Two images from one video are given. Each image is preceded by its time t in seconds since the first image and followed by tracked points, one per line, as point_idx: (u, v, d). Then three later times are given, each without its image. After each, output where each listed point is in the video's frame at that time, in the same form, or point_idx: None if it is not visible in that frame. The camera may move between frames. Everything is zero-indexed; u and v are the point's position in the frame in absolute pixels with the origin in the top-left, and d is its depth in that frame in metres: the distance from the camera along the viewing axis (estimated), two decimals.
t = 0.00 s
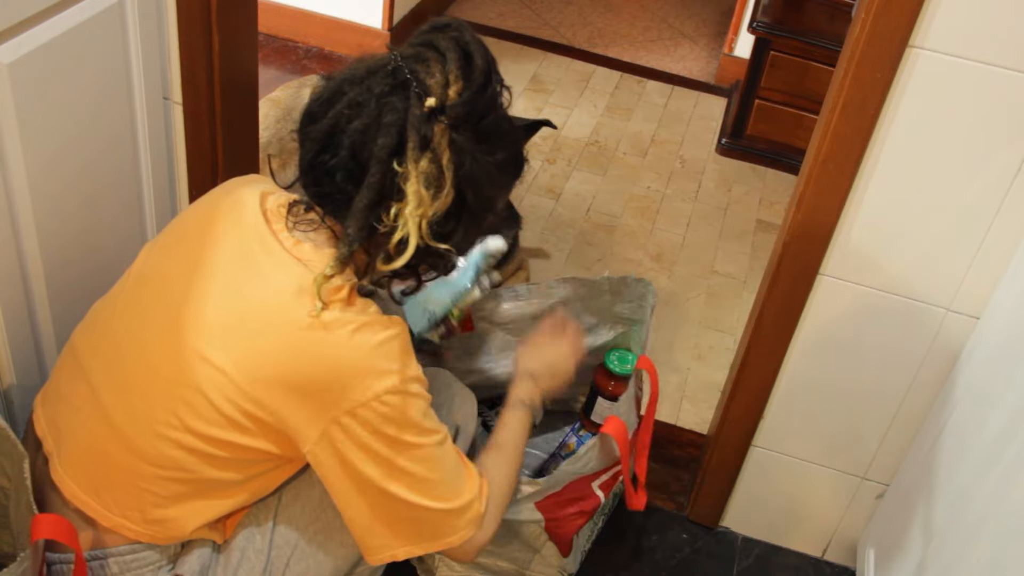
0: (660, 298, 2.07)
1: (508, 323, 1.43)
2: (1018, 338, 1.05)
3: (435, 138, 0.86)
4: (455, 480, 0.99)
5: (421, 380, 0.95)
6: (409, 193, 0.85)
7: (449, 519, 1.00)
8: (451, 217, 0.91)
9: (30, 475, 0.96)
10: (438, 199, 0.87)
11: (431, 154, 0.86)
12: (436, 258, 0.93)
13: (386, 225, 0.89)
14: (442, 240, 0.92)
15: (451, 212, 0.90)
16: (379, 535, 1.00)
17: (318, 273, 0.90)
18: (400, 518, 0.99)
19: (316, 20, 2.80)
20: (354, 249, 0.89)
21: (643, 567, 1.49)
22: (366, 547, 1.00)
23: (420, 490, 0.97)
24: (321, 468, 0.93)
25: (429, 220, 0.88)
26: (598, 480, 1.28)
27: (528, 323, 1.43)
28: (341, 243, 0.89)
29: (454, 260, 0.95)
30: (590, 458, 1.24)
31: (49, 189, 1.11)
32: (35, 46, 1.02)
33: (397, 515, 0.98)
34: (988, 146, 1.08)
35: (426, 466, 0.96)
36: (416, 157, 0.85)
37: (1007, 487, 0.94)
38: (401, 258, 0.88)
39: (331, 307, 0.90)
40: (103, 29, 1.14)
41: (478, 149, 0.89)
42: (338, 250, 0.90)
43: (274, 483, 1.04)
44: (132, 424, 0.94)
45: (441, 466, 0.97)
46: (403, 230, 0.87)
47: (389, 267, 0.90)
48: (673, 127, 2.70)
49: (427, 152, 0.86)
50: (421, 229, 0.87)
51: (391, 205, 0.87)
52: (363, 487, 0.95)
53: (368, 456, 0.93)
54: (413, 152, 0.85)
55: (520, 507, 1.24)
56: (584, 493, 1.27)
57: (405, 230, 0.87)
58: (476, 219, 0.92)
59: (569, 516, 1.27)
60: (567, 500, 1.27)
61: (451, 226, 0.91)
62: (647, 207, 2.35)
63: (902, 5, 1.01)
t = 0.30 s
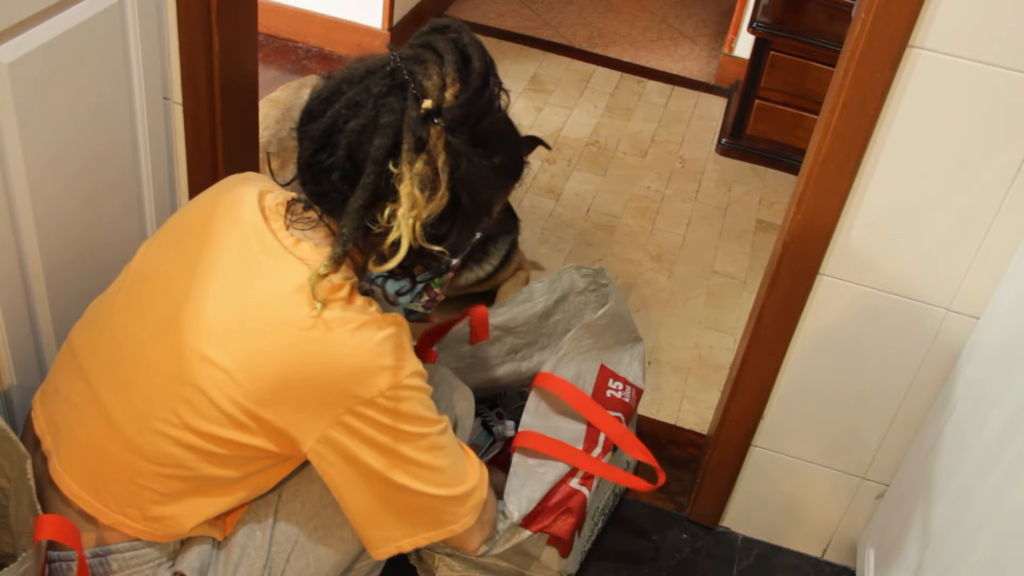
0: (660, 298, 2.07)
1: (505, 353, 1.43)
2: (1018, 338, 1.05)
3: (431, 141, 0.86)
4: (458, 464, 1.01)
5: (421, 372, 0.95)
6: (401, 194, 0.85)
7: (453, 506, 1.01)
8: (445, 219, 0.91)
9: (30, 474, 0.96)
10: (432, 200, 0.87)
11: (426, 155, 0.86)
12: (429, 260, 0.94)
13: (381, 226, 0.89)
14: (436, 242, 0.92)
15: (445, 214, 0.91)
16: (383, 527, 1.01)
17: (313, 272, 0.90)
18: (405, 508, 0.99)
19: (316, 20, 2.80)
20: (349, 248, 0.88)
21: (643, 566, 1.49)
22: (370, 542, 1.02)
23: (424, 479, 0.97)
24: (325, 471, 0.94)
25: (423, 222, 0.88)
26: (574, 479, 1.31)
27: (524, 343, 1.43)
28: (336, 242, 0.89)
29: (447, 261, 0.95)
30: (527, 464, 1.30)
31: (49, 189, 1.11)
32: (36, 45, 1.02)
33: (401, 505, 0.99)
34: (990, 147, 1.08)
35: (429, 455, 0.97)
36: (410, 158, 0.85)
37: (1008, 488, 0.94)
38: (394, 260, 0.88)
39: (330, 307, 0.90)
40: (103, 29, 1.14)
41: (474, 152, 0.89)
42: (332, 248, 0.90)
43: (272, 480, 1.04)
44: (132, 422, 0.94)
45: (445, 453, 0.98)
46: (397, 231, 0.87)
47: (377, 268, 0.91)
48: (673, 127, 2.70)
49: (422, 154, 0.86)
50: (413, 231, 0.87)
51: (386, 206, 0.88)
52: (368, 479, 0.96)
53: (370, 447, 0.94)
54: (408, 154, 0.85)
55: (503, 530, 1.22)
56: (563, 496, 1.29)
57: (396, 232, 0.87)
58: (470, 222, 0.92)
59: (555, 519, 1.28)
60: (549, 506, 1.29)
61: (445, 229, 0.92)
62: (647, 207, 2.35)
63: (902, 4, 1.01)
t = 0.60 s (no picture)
0: (660, 298, 2.07)
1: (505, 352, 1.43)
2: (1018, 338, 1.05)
3: (417, 138, 0.86)
4: (460, 460, 1.01)
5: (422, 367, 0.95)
6: (387, 193, 0.86)
7: (454, 501, 1.02)
8: (435, 217, 0.91)
9: (29, 475, 0.96)
10: (420, 200, 0.88)
11: (414, 154, 0.86)
12: (421, 259, 0.93)
13: (370, 226, 0.89)
14: (425, 241, 0.92)
15: (434, 212, 0.90)
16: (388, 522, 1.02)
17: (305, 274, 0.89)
18: (406, 501, 1.00)
19: (316, 20, 2.80)
20: (340, 249, 0.88)
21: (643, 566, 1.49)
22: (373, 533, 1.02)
23: (426, 473, 0.98)
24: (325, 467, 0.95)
25: (410, 221, 0.88)
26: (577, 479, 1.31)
27: (526, 343, 1.43)
28: (326, 243, 0.89)
29: (438, 260, 0.94)
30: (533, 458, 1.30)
31: (49, 189, 1.11)
32: (36, 45, 1.02)
33: (406, 499, 1.00)
34: (988, 146, 1.08)
35: (431, 448, 0.97)
36: (395, 159, 0.85)
37: (1007, 489, 0.94)
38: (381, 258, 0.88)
39: (327, 310, 0.90)
40: (103, 29, 1.14)
41: (462, 148, 0.89)
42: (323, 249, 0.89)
43: (271, 481, 1.04)
44: (131, 424, 0.94)
45: (447, 449, 0.99)
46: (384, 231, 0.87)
47: (364, 269, 0.91)
48: (673, 127, 2.70)
49: (409, 152, 0.86)
50: (399, 229, 0.87)
51: (374, 205, 0.88)
52: (369, 473, 0.97)
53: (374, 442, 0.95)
54: (392, 154, 0.85)
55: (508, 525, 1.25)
56: (568, 495, 1.29)
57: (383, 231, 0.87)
58: (460, 220, 0.92)
59: (557, 519, 1.28)
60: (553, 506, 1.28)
61: (435, 227, 0.92)
62: (647, 207, 2.36)
63: (903, 7, 1.01)
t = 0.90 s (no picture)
0: (660, 298, 2.07)
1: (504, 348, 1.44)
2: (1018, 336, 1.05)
3: (420, 139, 0.86)
4: (449, 491, 0.98)
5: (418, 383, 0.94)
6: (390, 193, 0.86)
7: (438, 535, 0.98)
8: (438, 218, 0.90)
9: (31, 474, 0.96)
10: (423, 200, 0.87)
11: (417, 154, 0.86)
12: (424, 260, 0.93)
13: (373, 227, 0.89)
14: (428, 242, 0.91)
15: (437, 213, 0.90)
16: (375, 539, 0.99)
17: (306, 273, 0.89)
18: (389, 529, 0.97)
19: (316, 20, 2.80)
20: (342, 249, 0.88)
21: (643, 566, 1.49)
22: (359, 549, 1.00)
23: (410, 505, 0.95)
24: (323, 472, 0.94)
25: (414, 221, 0.88)
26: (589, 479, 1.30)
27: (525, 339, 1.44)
28: (328, 244, 0.89)
29: (441, 261, 0.94)
30: (561, 447, 1.26)
31: (49, 189, 1.11)
32: (35, 45, 1.02)
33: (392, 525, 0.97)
34: (988, 146, 1.08)
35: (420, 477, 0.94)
36: (398, 158, 0.85)
37: (1007, 488, 0.94)
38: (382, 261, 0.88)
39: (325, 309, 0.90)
40: (103, 29, 1.14)
41: (465, 149, 0.88)
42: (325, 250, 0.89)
43: (274, 482, 1.04)
44: (132, 424, 0.94)
45: (436, 477, 0.96)
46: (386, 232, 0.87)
47: (366, 269, 0.91)
48: (673, 127, 2.70)
49: (412, 152, 0.86)
50: (402, 229, 0.87)
51: (377, 206, 0.88)
52: (357, 490, 0.95)
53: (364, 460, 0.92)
54: (396, 154, 0.85)
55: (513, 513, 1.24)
56: (579, 495, 1.28)
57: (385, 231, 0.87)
58: (462, 221, 0.92)
59: (567, 518, 1.28)
60: (563, 504, 1.27)
61: (438, 228, 0.91)
62: (646, 208, 2.36)
63: (903, 7, 1.01)
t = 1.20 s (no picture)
0: (660, 299, 2.07)
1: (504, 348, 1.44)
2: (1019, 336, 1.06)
3: (415, 144, 0.86)
4: (470, 458, 1.00)
5: (422, 368, 0.95)
6: (384, 201, 0.85)
7: (467, 502, 1.01)
8: (434, 224, 0.90)
9: (32, 474, 0.96)
10: (419, 206, 0.87)
11: (412, 160, 0.86)
12: (421, 267, 0.92)
13: (368, 233, 0.89)
14: (425, 248, 0.91)
15: (433, 219, 0.90)
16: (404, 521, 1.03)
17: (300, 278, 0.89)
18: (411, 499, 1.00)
19: (316, 20, 2.80)
20: (336, 254, 0.88)
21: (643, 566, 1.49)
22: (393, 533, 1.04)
23: (434, 473, 0.98)
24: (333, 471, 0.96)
25: (409, 228, 0.87)
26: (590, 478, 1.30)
27: (525, 341, 1.45)
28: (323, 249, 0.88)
29: (439, 269, 0.94)
30: (562, 447, 1.25)
31: (49, 189, 1.11)
32: (35, 45, 1.02)
33: (418, 500, 1.00)
34: (988, 146, 1.08)
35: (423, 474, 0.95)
36: (393, 164, 0.85)
37: (1008, 488, 0.94)
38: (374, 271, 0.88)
39: (323, 312, 0.90)
40: (104, 29, 1.14)
41: (462, 153, 0.88)
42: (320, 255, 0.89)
43: (280, 479, 1.04)
44: (134, 428, 0.94)
45: (455, 446, 0.98)
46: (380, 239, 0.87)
47: (354, 282, 0.91)
48: (673, 127, 2.70)
49: (407, 158, 0.86)
50: (402, 235, 0.87)
51: (372, 211, 0.87)
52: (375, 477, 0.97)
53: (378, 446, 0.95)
54: (390, 160, 0.85)
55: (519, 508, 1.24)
56: (580, 495, 1.29)
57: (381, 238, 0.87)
58: (460, 226, 0.92)
59: (569, 518, 1.28)
60: (564, 504, 1.28)
61: (435, 234, 0.91)
62: (647, 207, 2.36)
63: (903, 7, 1.01)
